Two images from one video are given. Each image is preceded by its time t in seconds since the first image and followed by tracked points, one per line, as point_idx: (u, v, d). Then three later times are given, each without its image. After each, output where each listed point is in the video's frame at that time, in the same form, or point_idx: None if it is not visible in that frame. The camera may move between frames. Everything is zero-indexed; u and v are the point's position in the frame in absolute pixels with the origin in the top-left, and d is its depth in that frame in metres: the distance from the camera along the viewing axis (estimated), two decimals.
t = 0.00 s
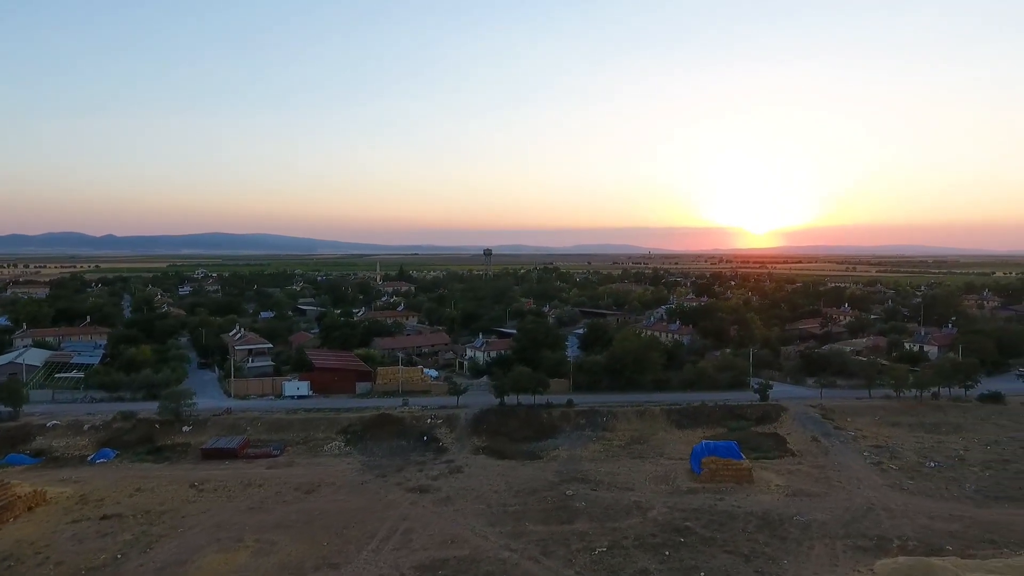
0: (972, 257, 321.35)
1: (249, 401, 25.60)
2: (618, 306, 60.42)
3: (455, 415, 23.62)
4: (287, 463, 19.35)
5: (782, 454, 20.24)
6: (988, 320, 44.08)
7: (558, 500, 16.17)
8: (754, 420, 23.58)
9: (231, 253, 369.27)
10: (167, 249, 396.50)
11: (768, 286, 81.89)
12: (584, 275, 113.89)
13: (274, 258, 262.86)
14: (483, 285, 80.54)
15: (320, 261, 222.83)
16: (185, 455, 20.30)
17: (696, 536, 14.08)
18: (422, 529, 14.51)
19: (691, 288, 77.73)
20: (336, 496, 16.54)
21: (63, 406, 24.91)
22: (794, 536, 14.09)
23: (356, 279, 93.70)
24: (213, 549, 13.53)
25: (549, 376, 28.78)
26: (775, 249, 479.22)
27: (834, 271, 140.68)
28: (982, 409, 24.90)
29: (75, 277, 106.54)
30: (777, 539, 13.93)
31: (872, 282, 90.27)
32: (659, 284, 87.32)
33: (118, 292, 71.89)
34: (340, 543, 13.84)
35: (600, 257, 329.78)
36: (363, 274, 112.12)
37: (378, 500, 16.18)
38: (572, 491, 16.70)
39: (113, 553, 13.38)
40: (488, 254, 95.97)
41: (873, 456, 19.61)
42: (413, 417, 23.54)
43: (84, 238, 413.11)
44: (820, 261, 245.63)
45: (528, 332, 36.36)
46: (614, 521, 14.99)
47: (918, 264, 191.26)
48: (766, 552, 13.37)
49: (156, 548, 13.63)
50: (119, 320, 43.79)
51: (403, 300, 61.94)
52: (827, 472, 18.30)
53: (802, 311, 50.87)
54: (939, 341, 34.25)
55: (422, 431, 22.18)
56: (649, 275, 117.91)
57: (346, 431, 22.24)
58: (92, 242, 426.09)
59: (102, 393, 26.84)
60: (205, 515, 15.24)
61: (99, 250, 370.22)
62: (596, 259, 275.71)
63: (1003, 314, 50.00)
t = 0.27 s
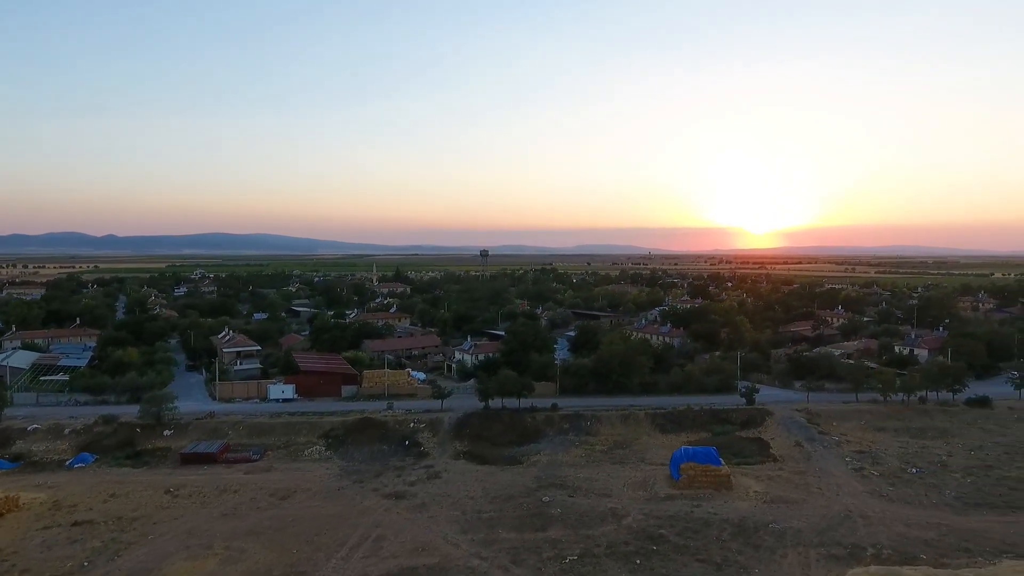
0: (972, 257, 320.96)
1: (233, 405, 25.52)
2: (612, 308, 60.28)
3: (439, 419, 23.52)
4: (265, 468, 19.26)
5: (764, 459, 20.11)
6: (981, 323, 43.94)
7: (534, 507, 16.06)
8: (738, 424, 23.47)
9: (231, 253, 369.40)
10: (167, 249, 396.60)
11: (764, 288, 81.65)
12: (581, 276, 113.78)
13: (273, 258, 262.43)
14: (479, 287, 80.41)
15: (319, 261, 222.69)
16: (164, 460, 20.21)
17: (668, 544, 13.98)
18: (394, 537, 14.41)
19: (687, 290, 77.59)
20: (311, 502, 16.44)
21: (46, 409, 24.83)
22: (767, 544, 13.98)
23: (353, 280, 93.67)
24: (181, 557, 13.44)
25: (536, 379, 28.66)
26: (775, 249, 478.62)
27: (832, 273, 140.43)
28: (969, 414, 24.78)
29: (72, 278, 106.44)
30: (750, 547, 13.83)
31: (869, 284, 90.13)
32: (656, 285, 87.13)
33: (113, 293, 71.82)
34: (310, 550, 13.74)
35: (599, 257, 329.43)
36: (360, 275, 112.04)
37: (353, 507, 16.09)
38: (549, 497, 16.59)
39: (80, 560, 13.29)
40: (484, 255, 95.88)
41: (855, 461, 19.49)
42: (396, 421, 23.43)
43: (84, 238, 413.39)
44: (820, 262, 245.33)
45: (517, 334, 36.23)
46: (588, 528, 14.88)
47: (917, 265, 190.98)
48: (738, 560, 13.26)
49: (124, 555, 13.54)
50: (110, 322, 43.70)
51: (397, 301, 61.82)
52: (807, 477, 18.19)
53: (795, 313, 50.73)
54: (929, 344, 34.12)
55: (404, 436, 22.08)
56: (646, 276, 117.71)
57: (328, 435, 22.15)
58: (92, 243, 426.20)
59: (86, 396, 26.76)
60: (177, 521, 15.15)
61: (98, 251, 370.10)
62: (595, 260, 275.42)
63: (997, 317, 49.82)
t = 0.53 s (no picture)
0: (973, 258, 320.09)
1: (214, 409, 25.41)
2: (606, 310, 60.13)
3: (419, 423, 23.40)
4: (240, 473, 19.15)
5: (743, 466, 19.97)
6: (974, 326, 43.71)
7: (505, 514, 15.94)
8: (720, 430, 23.32)
9: (231, 253, 369.65)
10: (166, 249, 396.68)
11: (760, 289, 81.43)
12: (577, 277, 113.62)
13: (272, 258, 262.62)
14: (475, 288, 80.33)
15: (317, 262, 220.65)
16: (140, 465, 20.10)
17: (636, 553, 13.87)
18: (360, 545, 14.29)
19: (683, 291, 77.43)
20: (281, 509, 16.33)
21: (26, 413, 24.74)
22: (736, 554, 13.85)
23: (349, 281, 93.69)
24: (143, 566, 13.34)
25: (521, 383, 28.54)
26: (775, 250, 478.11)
27: (831, 274, 140.21)
28: (953, 419, 24.61)
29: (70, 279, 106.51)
30: (717, 557, 13.71)
31: (866, 286, 89.91)
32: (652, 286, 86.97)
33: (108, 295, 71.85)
34: (274, 559, 13.64)
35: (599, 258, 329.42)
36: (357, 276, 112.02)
37: (322, 514, 15.98)
38: (521, 505, 16.46)
39: (41, 569, 13.19)
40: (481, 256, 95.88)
41: (834, 468, 19.35)
42: (376, 425, 23.30)
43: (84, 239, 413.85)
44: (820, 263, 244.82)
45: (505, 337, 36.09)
46: (556, 536, 14.76)
47: (916, 267, 190.66)
48: (704, 571, 13.13)
49: (86, 564, 13.44)
50: (99, 324, 43.62)
51: (390, 303, 61.72)
52: (784, 484, 18.06)
53: (788, 316, 50.54)
54: (918, 347, 33.94)
55: (383, 441, 21.95)
56: (644, 277, 117.51)
57: (306, 440, 22.04)
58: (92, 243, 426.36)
59: (68, 400, 26.68)
60: (143, 529, 15.06)
61: (99, 251, 370.76)
62: (594, 261, 274.67)
63: (991, 319, 49.60)
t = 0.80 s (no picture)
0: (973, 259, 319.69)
1: (197, 413, 25.30)
2: (600, 312, 60.04)
3: (402, 427, 23.28)
4: (218, 478, 19.06)
5: (725, 471, 19.86)
6: (967, 328, 43.56)
7: (480, 521, 15.83)
8: (705, 434, 23.19)
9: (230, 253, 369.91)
10: (166, 249, 396.79)
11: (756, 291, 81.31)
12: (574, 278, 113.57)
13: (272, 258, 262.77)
14: (470, 289, 80.28)
15: (316, 262, 220.76)
16: (118, 469, 20.01)
17: (608, 561, 13.76)
18: (331, 552, 14.19)
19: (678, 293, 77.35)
20: (256, 515, 16.23)
21: (8, 416, 24.64)
22: (709, 562, 13.74)
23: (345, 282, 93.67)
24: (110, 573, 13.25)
25: (507, 386, 28.42)
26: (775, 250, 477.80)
27: (829, 275, 140.13)
28: (940, 424, 24.48)
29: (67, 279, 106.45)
30: (690, 565, 13.60)
31: (862, 287, 89.84)
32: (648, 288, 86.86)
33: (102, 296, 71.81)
34: (243, 566, 13.54)
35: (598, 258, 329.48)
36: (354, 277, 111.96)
37: (296, 520, 15.87)
38: (497, 511, 16.36)
39: None
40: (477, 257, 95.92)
41: (815, 473, 19.22)
42: (359, 429, 23.21)
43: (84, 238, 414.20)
44: (820, 264, 244.61)
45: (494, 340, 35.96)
46: (530, 543, 14.66)
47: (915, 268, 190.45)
48: None
49: (53, 571, 13.35)
50: (89, 325, 43.52)
51: (384, 304, 61.62)
52: (764, 490, 17.94)
53: (781, 318, 50.42)
54: (909, 350, 33.80)
55: (364, 445, 21.84)
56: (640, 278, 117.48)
57: (288, 444, 21.93)
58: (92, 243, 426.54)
59: (52, 403, 26.57)
60: (115, 535, 14.96)
61: (99, 251, 371.09)
62: (594, 261, 274.79)
63: (985, 321, 49.47)
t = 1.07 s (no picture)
0: (973, 260, 319.38)
1: (178, 417, 25.18)
2: (592, 314, 59.90)
3: (381, 432, 23.19)
4: (192, 484, 18.95)
5: (703, 477, 19.72)
6: (959, 331, 43.37)
7: (450, 528, 15.70)
8: (686, 440, 23.06)
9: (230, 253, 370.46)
10: (166, 249, 396.83)
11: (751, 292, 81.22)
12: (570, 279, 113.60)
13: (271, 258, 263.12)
14: (465, 290, 80.22)
15: (314, 262, 221.02)
16: (93, 474, 19.93)
17: (574, 571, 13.63)
18: (296, 561, 14.09)
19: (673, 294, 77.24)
20: (224, 522, 16.11)
21: None
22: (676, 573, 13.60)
23: (340, 283, 93.64)
24: None
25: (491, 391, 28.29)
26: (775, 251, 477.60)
27: (827, 276, 139.96)
28: (924, 429, 24.33)
29: (64, 279, 106.32)
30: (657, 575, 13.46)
31: (857, 289, 89.76)
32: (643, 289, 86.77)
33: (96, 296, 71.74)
34: None
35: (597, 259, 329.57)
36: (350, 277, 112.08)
37: (265, 528, 15.75)
38: (468, 518, 16.24)
39: None
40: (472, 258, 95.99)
41: (793, 480, 19.10)
42: (339, 434, 23.10)
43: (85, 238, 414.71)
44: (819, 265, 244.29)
45: (481, 342, 35.80)
46: (498, 552, 14.54)
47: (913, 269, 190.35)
48: None
49: None
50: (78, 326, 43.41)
51: (377, 306, 61.52)
52: (739, 497, 17.81)
53: (773, 320, 50.25)
54: (897, 353, 33.65)
55: (342, 450, 21.72)
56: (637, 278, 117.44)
57: (265, 449, 21.82)
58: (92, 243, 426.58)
59: (33, 406, 26.47)
60: (80, 543, 14.85)
61: (99, 251, 370.82)
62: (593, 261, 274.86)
63: (977, 324, 49.30)
